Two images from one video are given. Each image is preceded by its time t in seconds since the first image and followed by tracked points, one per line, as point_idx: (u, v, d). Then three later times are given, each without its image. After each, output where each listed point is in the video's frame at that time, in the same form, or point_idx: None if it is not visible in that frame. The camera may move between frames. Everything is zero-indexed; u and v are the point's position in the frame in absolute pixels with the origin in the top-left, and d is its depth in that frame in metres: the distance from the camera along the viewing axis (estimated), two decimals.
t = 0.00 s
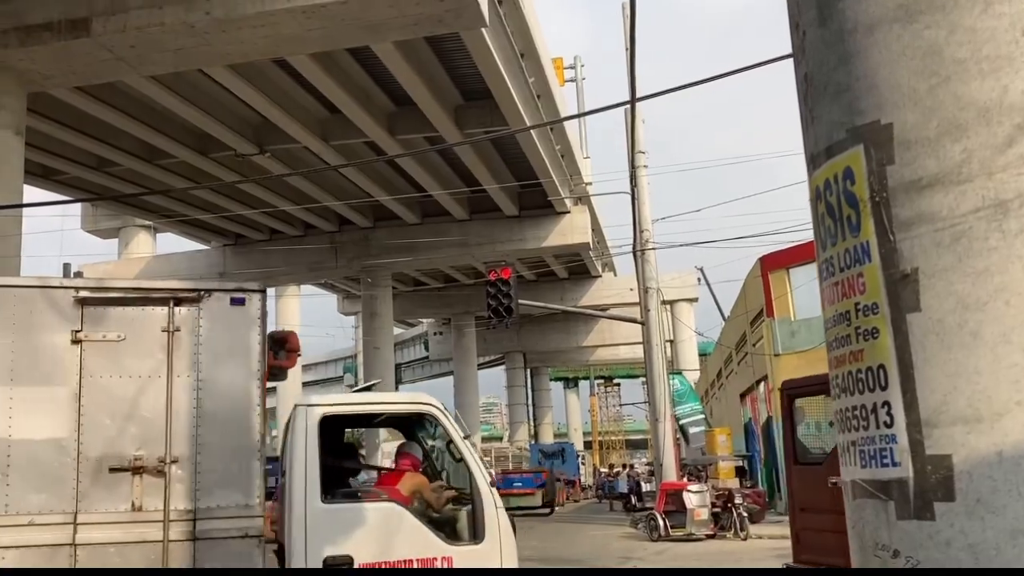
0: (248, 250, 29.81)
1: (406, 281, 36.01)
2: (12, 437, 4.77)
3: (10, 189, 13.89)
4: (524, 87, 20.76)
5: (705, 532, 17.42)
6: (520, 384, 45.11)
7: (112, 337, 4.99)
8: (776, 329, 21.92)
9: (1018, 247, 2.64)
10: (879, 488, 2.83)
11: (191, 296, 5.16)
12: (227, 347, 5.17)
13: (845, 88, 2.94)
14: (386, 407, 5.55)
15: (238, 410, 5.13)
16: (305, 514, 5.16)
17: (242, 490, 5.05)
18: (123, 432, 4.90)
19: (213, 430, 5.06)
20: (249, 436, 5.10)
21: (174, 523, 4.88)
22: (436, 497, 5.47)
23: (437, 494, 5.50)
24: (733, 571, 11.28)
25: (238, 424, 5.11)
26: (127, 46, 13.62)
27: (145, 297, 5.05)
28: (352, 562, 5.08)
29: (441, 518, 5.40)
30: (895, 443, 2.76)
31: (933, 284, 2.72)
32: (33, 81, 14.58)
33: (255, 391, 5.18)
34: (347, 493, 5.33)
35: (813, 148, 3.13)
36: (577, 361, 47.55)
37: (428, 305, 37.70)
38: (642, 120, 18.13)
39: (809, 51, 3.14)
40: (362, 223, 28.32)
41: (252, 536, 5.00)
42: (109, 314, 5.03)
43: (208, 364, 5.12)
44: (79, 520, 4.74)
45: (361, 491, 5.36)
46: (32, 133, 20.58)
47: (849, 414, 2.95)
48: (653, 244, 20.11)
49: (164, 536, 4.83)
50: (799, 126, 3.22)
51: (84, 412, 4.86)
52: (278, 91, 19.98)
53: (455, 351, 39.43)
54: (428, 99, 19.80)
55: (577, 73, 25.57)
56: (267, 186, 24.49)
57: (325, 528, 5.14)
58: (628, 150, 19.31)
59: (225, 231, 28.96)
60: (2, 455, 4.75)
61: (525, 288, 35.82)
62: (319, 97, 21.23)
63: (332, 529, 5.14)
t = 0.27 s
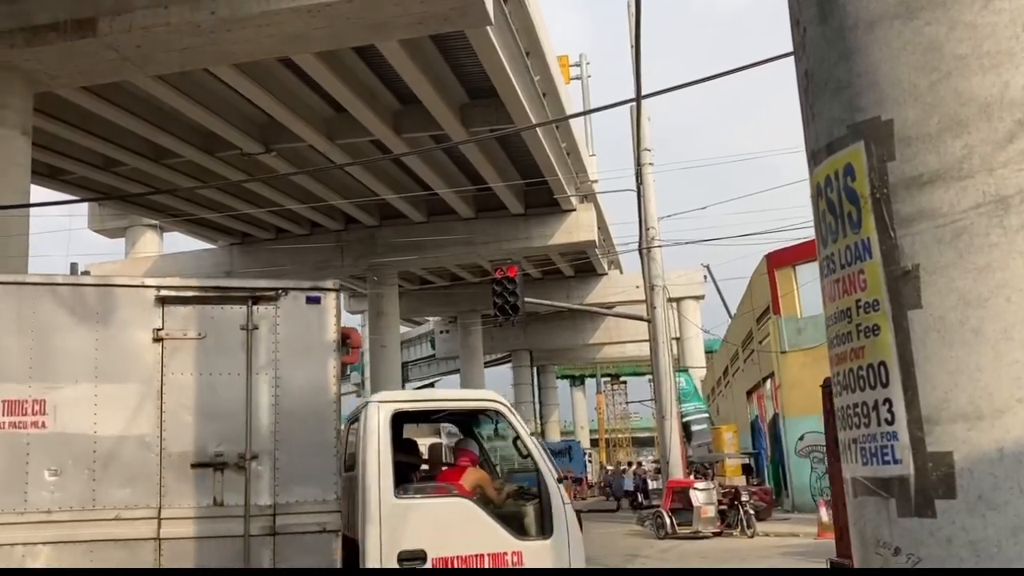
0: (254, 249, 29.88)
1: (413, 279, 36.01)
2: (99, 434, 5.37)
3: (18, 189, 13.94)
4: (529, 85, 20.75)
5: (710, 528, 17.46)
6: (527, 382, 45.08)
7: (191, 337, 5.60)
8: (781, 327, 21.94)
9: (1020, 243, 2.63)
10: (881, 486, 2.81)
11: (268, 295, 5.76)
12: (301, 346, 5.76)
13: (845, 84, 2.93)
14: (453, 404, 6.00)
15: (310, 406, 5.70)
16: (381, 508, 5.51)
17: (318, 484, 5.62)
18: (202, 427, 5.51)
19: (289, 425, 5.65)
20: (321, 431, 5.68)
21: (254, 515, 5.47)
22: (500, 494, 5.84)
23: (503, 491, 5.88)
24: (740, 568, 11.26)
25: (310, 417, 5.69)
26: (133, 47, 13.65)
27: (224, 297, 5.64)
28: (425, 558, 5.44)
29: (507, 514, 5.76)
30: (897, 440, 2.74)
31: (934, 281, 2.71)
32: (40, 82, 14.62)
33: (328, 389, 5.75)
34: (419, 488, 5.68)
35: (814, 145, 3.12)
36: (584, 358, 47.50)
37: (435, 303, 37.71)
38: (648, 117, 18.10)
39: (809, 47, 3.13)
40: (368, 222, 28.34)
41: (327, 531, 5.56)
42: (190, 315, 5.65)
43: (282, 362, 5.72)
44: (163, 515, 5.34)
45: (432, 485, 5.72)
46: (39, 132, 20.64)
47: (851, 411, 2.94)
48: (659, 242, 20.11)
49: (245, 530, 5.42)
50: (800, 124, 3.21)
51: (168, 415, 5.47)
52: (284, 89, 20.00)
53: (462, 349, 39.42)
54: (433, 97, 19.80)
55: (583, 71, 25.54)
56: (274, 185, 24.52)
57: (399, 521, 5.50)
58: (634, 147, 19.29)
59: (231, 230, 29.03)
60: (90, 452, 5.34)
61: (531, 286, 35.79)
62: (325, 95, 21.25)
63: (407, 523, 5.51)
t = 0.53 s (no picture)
0: (258, 248, 29.97)
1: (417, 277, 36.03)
2: (173, 429, 5.43)
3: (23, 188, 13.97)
4: (533, 82, 20.74)
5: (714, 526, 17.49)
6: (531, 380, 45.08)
7: (262, 332, 5.68)
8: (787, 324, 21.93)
9: (1021, 239, 2.63)
10: (881, 482, 2.81)
11: (336, 292, 5.86)
12: (367, 343, 5.87)
13: (846, 80, 2.92)
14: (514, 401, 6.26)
15: (377, 403, 5.78)
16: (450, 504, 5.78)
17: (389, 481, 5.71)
18: (275, 424, 5.58)
19: (358, 420, 5.73)
20: (389, 427, 5.76)
21: (325, 511, 5.53)
22: (556, 490, 6.15)
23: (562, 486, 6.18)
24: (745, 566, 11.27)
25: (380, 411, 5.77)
26: (136, 45, 13.67)
27: (294, 295, 5.73)
28: (488, 552, 5.71)
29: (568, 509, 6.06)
30: (898, 436, 2.74)
31: (935, 277, 2.71)
32: (44, 80, 14.65)
33: (395, 386, 5.84)
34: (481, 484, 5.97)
35: (815, 141, 3.12)
36: (588, 357, 47.49)
37: (439, 301, 37.73)
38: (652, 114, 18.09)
39: (810, 43, 3.13)
40: (372, 220, 28.33)
41: (395, 526, 5.62)
42: (259, 312, 5.72)
43: (352, 357, 5.81)
44: (235, 511, 5.39)
45: (491, 481, 6.01)
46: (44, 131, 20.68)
47: (851, 408, 2.94)
48: (663, 239, 20.10)
49: (315, 525, 5.47)
50: (801, 121, 3.21)
51: (239, 411, 5.54)
52: (288, 88, 20.00)
53: (466, 347, 39.43)
54: (437, 95, 19.81)
55: (587, 69, 25.53)
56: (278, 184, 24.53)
57: (466, 516, 5.77)
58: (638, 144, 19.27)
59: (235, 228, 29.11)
60: (163, 447, 5.39)
61: (535, 284, 35.79)
62: (329, 93, 21.26)
63: (471, 518, 5.77)
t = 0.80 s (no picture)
0: (260, 245, 30.12)
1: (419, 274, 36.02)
2: (244, 423, 5.65)
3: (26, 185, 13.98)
4: (536, 79, 20.71)
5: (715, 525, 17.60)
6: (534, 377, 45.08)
7: (326, 328, 5.90)
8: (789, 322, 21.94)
9: None
10: (887, 479, 2.80)
11: (398, 289, 6.06)
12: (428, 337, 6.05)
13: (854, 74, 2.91)
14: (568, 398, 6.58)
15: (438, 396, 5.97)
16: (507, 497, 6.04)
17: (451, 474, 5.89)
18: (340, 418, 5.78)
19: (421, 414, 5.92)
20: (449, 420, 5.94)
21: (389, 504, 5.73)
22: (606, 484, 6.43)
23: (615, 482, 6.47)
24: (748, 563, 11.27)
25: (440, 404, 5.95)
26: (140, 42, 13.67)
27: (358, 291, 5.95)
28: (548, 544, 5.99)
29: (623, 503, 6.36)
30: (905, 432, 2.73)
31: (942, 272, 2.69)
32: (48, 78, 14.65)
33: (457, 379, 6.02)
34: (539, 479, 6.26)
35: (821, 136, 3.10)
36: (591, 354, 47.46)
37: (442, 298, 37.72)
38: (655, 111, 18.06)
39: (816, 38, 3.11)
40: (375, 218, 28.31)
41: (458, 518, 5.82)
42: (325, 309, 5.95)
43: (414, 351, 6.01)
44: (304, 503, 5.61)
45: (547, 476, 6.31)
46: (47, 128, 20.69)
47: (857, 403, 2.93)
48: (667, 237, 20.09)
49: (379, 517, 5.67)
50: (807, 116, 3.20)
51: (306, 405, 5.74)
52: (291, 85, 20.01)
53: (469, 345, 39.43)
54: (440, 92, 19.79)
55: (590, 66, 25.48)
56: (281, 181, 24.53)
57: (526, 508, 6.02)
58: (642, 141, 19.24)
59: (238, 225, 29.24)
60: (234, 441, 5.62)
61: (538, 281, 35.78)
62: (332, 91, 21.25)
63: (533, 510, 6.04)
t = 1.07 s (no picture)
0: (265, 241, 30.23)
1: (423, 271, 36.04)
2: (310, 413, 5.95)
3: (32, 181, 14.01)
4: (541, 77, 20.69)
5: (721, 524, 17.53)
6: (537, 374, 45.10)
7: (389, 322, 6.17)
8: (794, 320, 21.97)
9: None
10: (895, 475, 2.80)
11: (457, 285, 6.30)
12: (491, 333, 6.33)
13: (864, 69, 2.90)
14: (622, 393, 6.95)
15: (499, 389, 6.26)
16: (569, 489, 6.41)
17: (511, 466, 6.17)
18: (403, 410, 6.08)
19: (481, 409, 6.21)
20: (509, 414, 6.24)
21: (452, 495, 6.01)
22: (656, 477, 6.80)
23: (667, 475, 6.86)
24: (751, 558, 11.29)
25: (499, 401, 6.23)
26: (146, 39, 13.67)
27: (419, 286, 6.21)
28: (606, 535, 6.37)
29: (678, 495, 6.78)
30: (914, 429, 2.72)
31: (952, 268, 2.68)
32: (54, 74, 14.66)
33: (515, 373, 6.32)
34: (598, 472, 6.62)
35: (830, 132, 3.09)
36: (594, 351, 47.47)
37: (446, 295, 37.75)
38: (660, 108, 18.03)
39: (826, 33, 3.09)
40: (379, 214, 28.31)
41: (518, 509, 6.10)
42: (388, 303, 6.21)
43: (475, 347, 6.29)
44: (369, 492, 5.90)
45: (605, 468, 6.65)
46: (53, 124, 20.72)
47: (865, 399, 2.92)
48: (671, 235, 20.06)
49: (443, 507, 5.95)
50: (816, 112, 3.19)
51: (370, 398, 6.03)
52: (296, 82, 20.02)
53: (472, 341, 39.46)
54: (445, 89, 19.78)
55: (595, 62, 25.45)
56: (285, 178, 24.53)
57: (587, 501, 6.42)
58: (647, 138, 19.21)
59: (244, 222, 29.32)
60: (301, 431, 5.91)
61: (542, 278, 35.79)
62: (337, 87, 21.25)
63: (592, 504, 6.41)
